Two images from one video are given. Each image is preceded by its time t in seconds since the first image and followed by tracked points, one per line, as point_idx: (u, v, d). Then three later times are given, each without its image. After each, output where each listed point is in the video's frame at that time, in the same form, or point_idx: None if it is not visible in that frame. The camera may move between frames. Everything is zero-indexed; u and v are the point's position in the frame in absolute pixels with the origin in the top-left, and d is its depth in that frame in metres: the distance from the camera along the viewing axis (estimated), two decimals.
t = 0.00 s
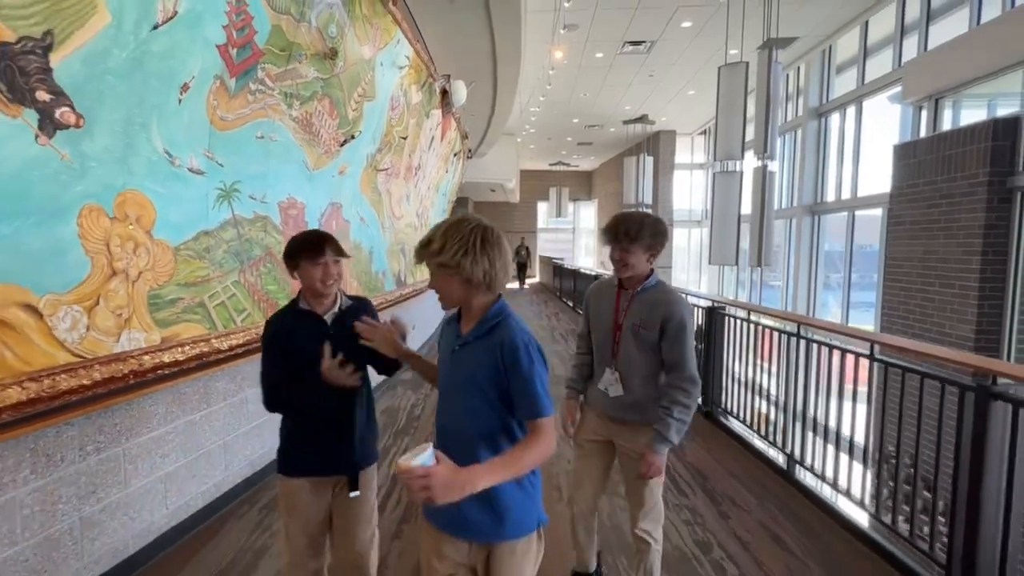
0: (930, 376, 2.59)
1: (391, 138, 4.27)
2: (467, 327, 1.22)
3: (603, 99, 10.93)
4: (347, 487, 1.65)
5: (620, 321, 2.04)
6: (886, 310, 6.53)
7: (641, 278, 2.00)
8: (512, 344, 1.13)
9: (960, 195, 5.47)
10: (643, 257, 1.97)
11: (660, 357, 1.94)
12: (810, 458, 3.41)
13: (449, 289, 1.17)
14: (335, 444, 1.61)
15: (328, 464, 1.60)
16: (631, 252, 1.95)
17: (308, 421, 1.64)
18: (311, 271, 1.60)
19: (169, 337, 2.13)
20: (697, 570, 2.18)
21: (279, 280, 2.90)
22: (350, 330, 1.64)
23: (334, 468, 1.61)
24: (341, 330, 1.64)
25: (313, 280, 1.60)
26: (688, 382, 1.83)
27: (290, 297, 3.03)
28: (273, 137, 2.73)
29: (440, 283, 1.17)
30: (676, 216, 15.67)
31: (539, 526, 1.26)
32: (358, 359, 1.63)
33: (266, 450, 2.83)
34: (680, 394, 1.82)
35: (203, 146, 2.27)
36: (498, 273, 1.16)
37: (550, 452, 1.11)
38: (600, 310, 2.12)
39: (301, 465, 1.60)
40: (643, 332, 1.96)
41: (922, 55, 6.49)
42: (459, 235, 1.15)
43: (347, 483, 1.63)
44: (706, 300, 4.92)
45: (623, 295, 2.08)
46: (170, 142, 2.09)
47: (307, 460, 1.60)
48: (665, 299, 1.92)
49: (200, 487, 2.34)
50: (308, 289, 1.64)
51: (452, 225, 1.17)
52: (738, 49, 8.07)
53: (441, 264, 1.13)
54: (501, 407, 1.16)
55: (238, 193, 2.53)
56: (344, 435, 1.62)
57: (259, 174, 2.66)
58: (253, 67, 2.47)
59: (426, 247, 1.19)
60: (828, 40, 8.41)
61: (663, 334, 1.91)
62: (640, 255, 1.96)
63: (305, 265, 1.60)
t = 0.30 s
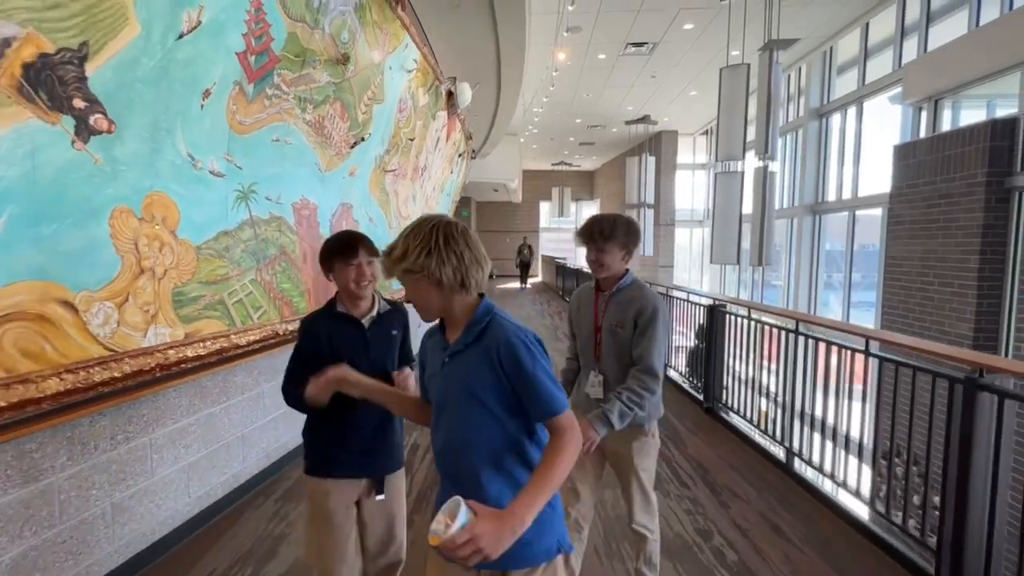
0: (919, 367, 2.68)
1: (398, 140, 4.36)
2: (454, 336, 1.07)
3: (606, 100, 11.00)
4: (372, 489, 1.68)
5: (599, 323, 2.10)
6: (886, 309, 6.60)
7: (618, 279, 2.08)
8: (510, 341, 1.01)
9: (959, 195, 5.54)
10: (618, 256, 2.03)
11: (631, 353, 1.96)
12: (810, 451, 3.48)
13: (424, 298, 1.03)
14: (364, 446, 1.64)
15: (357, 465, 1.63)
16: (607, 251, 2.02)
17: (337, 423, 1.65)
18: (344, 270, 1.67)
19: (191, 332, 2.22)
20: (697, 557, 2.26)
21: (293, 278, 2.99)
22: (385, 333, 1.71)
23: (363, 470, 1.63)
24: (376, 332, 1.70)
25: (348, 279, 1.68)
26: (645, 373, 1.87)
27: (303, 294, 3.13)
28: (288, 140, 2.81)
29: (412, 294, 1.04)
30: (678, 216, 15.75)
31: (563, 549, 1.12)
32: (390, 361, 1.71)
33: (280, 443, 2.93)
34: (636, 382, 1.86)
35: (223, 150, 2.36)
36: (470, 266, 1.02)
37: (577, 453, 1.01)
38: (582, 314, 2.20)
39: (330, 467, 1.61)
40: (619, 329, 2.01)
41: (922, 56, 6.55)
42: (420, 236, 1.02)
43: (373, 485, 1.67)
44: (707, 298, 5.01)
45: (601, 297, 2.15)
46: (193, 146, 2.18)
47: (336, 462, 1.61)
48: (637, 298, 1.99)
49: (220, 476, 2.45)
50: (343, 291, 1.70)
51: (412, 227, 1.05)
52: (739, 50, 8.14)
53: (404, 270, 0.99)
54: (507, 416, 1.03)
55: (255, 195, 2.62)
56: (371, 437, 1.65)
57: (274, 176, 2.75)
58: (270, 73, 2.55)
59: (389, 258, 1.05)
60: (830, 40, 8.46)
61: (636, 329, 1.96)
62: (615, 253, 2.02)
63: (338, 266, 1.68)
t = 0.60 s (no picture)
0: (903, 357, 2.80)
1: (406, 141, 4.46)
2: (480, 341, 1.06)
3: (608, 100, 11.09)
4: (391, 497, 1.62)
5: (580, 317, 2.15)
6: (884, 307, 6.69)
7: (589, 272, 2.14)
8: (544, 349, 0.99)
9: (956, 195, 5.62)
10: (588, 247, 2.09)
11: (621, 343, 2.06)
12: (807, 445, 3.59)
13: (446, 302, 1.04)
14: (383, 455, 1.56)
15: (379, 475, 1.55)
16: (577, 243, 2.07)
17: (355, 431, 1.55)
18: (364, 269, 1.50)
19: (214, 326, 2.33)
20: (697, 541, 2.37)
21: (307, 275, 3.10)
22: (399, 335, 1.65)
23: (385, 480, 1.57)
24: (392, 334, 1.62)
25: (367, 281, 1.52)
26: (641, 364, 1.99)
27: (317, 291, 3.24)
28: (303, 142, 2.91)
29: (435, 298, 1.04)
30: (679, 215, 15.83)
31: (595, 559, 1.11)
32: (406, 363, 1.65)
33: (294, 434, 3.05)
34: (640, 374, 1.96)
35: (243, 152, 2.46)
36: (488, 265, 1.01)
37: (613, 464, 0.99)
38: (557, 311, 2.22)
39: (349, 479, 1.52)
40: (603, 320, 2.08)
41: (921, 57, 6.62)
42: (433, 240, 1.02)
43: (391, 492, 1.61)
44: (708, 296, 5.11)
45: (575, 292, 2.19)
46: (215, 148, 2.29)
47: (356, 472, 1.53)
48: (612, 287, 2.07)
49: (241, 464, 2.56)
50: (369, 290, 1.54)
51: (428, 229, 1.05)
52: (740, 51, 8.22)
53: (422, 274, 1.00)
54: (540, 425, 1.02)
55: (272, 194, 2.72)
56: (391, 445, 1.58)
57: (290, 177, 2.85)
58: (287, 78, 2.65)
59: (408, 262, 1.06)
60: (830, 41, 8.53)
61: (624, 320, 2.04)
62: (585, 244, 2.08)
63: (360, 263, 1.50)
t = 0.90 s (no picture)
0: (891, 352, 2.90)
1: (410, 142, 4.55)
2: (560, 341, 0.93)
3: (608, 100, 11.17)
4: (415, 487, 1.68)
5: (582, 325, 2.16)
6: (881, 305, 6.77)
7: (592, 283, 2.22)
8: (647, 366, 0.89)
9: (951, 194, 5.71)
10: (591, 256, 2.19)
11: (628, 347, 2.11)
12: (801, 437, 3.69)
13: (541, 292, 0.89)
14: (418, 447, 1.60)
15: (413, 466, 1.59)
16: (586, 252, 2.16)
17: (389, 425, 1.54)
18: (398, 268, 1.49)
19: (229, 321, 2.43)
20: (693, 528, 2.47)
21: (316, 273, 3.21)
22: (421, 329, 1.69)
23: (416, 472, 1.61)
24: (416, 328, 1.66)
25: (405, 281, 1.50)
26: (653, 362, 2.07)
27: (325, 288, 3.35)
28: (313, 144, 3.01)
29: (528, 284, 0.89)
30: (679, 214, 15.94)
31: None
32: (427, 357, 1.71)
33: (303, 427, 3.16)
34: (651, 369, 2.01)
35: (256, 154, 2.56)
36: (596, 266, 0.91)
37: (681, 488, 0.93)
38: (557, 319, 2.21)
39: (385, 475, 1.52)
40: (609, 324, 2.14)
41: (917, 58, 6.70)
42: (553, 223, 0.89)
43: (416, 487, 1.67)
44: (706, 293, 5.21)
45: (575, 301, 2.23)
46: (231, 152, 2.39)
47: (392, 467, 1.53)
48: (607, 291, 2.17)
49: (255, 455, 2.67)
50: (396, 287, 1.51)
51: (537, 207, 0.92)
52: (738, 53, 8.30)
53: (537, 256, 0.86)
54: (620, 441, 0.91)
55: (283, 195, 2.82)
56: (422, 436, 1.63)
57: (300, 178, 2.95)
58: (298, 83, 2.74)
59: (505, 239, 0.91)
60: (828, 42, 8.60)
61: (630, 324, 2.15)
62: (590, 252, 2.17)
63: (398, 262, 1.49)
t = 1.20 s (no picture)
0: (876, 346, 3.01)
1: (411, 142, 4.66)
2: (594, 330, 1.02)
3: (607, 99, 11.26)
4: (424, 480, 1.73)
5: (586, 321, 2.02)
6: (874, 302, 6.88)
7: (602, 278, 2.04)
8: (671, 367, 1.02)
9: (943, 193, 5.80)
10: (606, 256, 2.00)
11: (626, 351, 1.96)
12: (792, 431, 3.80)
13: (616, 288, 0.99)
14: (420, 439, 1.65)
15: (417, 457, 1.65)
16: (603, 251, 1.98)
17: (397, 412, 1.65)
18: (414, 262, 1.62)
19: (239, 316, 2.54)
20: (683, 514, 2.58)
21: (321, 270, 3.31)
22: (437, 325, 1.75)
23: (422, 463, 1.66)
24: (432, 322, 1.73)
25: (420, 274, 1.63)
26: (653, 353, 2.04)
27: (330, 284, 3.46)
28: (318, 146, 3.11)
29: (614, 273, 0.98)
30: (678, 213, 16.04)
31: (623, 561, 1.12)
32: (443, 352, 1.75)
33: (309, 418, 3.27)
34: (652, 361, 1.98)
35: (264, 156, 2.66)
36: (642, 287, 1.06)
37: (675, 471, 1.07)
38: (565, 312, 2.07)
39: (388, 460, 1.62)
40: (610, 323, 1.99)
41: (911, 59, 6.80)
42: (665, 258, 1.00)
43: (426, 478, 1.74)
44: (701, 290, 5.33)
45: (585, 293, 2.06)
46: (241, 153, 2.49)
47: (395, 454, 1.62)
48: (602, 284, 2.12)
49: (263, 444, 2.79)
50: (411, 279, 1.64)
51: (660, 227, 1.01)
52: (735, 53, 8.40)
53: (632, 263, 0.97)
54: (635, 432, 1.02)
55: (290, 195, 2.93)
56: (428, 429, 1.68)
57: (306, 178, 3.05)
58: (304, 87, 2.84)
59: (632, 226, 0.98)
60: (825, 42, 8.68)
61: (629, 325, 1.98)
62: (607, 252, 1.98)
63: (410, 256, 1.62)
